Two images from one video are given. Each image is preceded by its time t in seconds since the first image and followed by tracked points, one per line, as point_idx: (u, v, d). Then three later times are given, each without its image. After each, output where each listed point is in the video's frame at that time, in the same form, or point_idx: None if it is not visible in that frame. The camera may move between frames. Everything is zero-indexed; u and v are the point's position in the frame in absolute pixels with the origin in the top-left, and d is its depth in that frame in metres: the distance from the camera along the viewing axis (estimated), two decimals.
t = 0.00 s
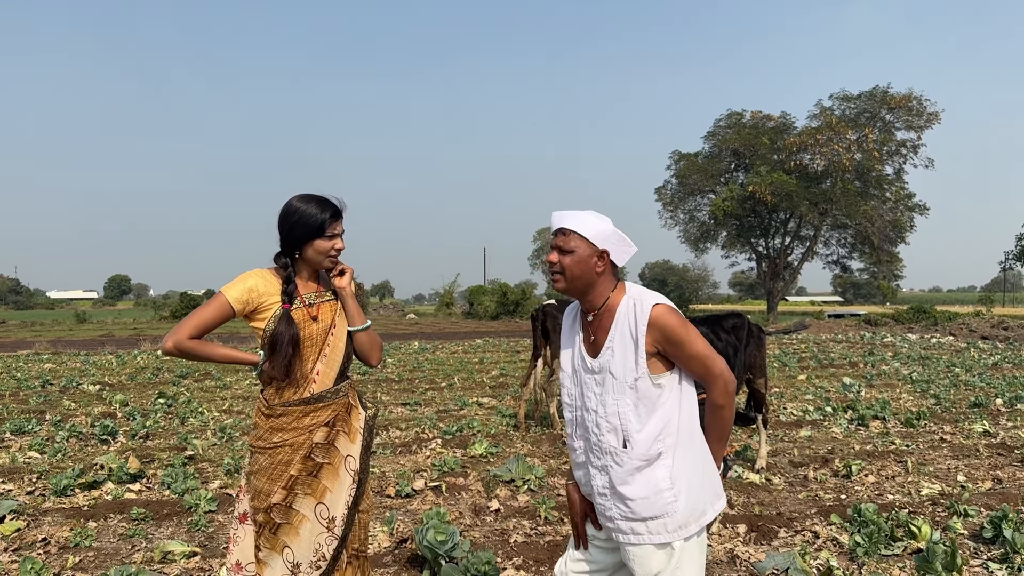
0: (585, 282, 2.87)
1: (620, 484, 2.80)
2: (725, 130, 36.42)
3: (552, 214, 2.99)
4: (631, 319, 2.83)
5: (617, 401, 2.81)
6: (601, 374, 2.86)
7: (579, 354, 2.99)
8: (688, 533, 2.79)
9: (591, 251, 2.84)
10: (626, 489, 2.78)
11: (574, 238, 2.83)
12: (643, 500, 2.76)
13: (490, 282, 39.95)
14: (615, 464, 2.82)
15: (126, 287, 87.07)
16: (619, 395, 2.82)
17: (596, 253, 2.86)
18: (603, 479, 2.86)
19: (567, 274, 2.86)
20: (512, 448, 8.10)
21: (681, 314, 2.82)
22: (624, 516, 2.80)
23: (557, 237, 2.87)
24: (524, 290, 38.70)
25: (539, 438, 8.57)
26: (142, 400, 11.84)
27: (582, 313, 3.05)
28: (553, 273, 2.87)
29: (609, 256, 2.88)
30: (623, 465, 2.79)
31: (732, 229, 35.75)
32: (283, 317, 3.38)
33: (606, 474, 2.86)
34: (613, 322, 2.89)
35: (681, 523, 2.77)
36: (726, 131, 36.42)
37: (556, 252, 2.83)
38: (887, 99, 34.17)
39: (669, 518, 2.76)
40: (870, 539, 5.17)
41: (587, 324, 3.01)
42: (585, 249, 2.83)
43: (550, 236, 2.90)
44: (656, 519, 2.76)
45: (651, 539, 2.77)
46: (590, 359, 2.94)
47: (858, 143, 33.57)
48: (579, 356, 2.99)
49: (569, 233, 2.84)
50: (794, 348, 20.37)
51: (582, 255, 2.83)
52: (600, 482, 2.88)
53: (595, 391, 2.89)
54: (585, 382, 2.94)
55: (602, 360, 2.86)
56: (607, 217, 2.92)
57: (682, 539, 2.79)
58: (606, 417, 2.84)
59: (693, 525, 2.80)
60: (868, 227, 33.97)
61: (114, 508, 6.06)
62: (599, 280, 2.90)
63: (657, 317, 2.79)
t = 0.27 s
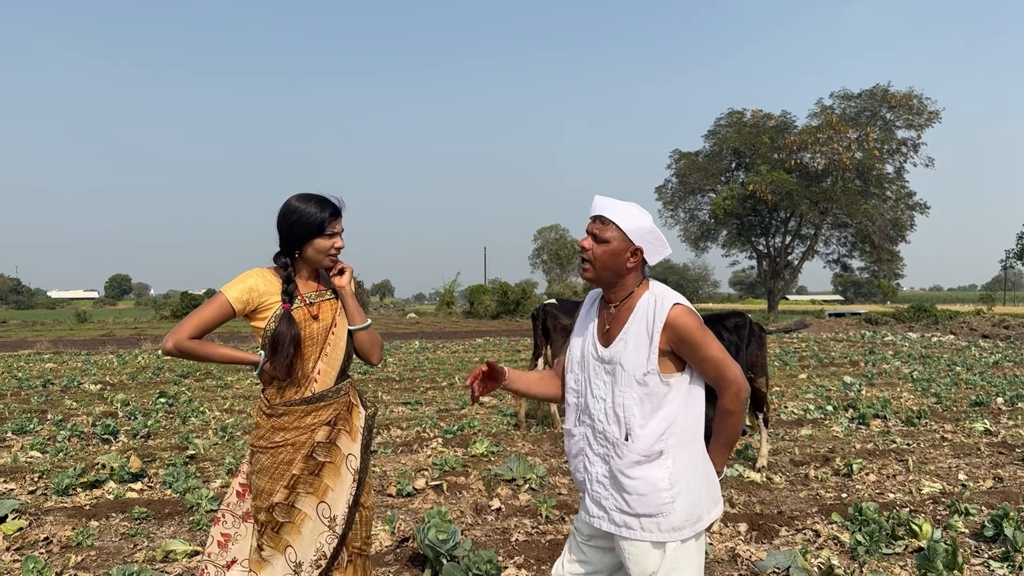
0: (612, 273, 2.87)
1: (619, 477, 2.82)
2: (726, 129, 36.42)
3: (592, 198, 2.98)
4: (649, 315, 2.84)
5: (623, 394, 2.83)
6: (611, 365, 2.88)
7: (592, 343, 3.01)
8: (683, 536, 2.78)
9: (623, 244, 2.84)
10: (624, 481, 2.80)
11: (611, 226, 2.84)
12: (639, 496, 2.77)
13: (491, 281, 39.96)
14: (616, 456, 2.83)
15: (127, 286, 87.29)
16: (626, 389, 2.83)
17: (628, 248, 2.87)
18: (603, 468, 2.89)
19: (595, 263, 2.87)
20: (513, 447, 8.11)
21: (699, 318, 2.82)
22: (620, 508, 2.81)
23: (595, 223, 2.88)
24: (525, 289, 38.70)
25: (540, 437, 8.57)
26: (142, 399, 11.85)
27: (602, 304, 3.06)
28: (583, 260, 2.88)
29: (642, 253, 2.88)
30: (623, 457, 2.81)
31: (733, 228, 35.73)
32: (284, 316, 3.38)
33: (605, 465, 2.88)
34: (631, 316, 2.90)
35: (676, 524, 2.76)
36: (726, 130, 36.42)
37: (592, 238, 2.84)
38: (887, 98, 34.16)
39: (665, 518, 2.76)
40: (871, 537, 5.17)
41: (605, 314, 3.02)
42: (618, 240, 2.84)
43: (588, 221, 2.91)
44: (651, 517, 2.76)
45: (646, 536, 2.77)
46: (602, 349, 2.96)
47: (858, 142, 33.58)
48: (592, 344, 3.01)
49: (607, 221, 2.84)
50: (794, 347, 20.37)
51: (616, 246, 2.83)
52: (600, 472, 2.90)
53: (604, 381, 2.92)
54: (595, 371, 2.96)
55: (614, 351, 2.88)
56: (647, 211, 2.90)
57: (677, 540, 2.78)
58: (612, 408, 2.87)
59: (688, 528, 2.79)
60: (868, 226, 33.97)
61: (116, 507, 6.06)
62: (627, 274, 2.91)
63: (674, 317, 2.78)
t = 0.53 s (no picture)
0: (612, 281, 2.86)
1: (617, 477, 2.82)
2: (727, 128, 36.42)
3: (588, 203, 2.95)
4: (650, 321, 2.82)
5: (623, 397, 2.83)
6: (613, 368, 2.88)
7: (595, 345, 3.01)
8: (680, 537, 2.78)
9: (622, 253, 2.81)
10: (622, 483, 2.80)
11: (606, 238, 2.81)
12: (637, 497, 2.77)
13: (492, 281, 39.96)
14: (614, 457, 2.84)
15: (128, 286, 87.36)
16: (626, 392, 2.83)
17: (628, 255, 2.83)
18: (602, 468, 2.90)
19: (595, 273, 2.85)
20: (515, 446, 8.11)
21: (701, 325, 2.80)
22: (617, 508, 2.82)
23: (591, 235, 2.85)
24: (526, 289, 38.69)
25: (542, 436, 8.58)
26: (144, 399, 11.85)
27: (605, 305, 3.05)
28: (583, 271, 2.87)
29: (642, 258, 2.85)
30: (621, 459, 2.81)
31: (734, 227, 35.73)
32: (285, 315, 3.38)
33: (605, 466, 2.89)
34: (634, 319, 2.89)
35: (673, 526, 2.76)
36: (727, 129, 36.41)
37: (588, 251, 2.83)
38: (888, 97, 34.12)
39: (662, 520, 2.76)
40: (872, 536, 5.18)
41: (608, 315, 3.01)
42: (617, 251, 2.81)
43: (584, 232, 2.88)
44: (648, 519, 2.76)
45: (644, 537, 2.77)
46: (605, 351, 2.95)
47: (859, 141, 33.57)
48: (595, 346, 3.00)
49: (603, 233, 2.81)
50: (795, 346, 20.35)
51: (614, 257, 2.81)
52: (599, 472, 2.91)
53: (605, 383, 2.92)
54: (597, 373, 2.97)
55: (615, 354, 2.88)
56: (645, 215, 2.86)
57: (675, 540, 2.78)
58: (612, 410, 2.87)
59: (685, 530, 2.79)
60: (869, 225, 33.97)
61: (118, 506, 6.07)
62: (629, 280, 2.88)
63: (678, 325, 2.76)
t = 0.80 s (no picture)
0: (599, 282, 2.85)
1: (617, 480, 2.82)
2: (727, 127, 36.42)
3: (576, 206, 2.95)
4: (644, 325, 2.81)
5: (622, 400, 2.83)
6: (611, 372, 2.87)
7: (591, 347, 3.01)
8: (680, 538, 2.78)
9: (603, 253, 2.81)
10: (621, 485, 2.80)
11: (588, 238, 2.81)
12: (636, 500, 2.77)
13: (492, 281, 39.95)
14: (614, 460, 2.84)
15: (129, 286, 87.36)
16: (625, 396, 2.83)
17: (610, 254, 2.82)
18: (601, 471, 2.90)
19: (579, 273, 2.86)
20: (515, 446, 8.11)
21: (697, 329, 2.78)
22: (618, 510, 2.82)
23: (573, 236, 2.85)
24: (527, 289, 38.68)
25: (543, 436, 8.57)
26: (145, 399, 11.85)
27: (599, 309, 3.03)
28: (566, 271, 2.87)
29: (624, 257, 2.83)
30: (620, 462, 2.82)
31: (735, 226, 35.71)
32: (286, 315, 3.38)
33: (604, 468, 2.89)
34: (628, 322, 2.88)
35: (673, 526, 2.77)
36: (728, 128, 36.40)
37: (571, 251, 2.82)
38: (889, 96, 34.08)
39: (662, 522, 2.76)
40: (874, 536, 5.16)
41: (602, 319, 3.00)
42: (599, 251, 2.80)
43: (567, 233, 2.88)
44: (648, 521, 2.76)
45: (644, 538, 2.77)
46: (602, 355, 2.95)
47: (860, 140, 33.54)
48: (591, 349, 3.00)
49: (585, 233, 2.81)
50: (796, 345, 20.34)
51: (595, 256, 2.80)
52: (599, 474, 2.91)
53: (603, 387, 2.92)
54: (595, 376, 2.96)
55: (612, 358, 2.87)
56: (628, 215, 2.85)
57: (676, 539, 2.78)
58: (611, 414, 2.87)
59: (685, 532, 2.78)
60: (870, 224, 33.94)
61: (119, 506, 6.07)
62: (617, 281, 2.87)
63: (673, 329, 2.75)
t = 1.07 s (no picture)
0: (595, 276, 2.86)
1: (610, 477, 2.82)
2: (728, 127, 36.43)
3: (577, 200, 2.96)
4: (640, 320, 2.80)
5: (616, 397, 2.84)
6: (607, 368, 2.88)
7: (590, 343, 3.02)
8: (674, 539, 2.76)
9: (596, 246, 2.81)
10: (615, 482, 2.80)
11: (585, 230, 2.83)
12: (629, 498, 2.77)
13: (493, 280, 39.94)
14: (608, 456, 2.84)
15: (130, 286, 87.39)
16: (620, 392, 2.83)
17: (605, 248, 2.82)
18: (597, 468, 2.91)
19: (575, 264, 2.87)
20: (516, 445, 8.11)
21: (693, 326, 2.75)
22: (612, 508, 2.83)
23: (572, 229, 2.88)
24: (528, 288, 38.67)
25: (543, 435, 8.58)
26: (146, 399, 11.86)
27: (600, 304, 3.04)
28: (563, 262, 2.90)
29: (616, 251, 2.82)
30: (614, 458, 2.82)
31: (735, 226, 35.70)
32: (287, 316, 3.38)
33: (600, 465, 2.90)
34: (625, 317, 2.88)
35: (666, 527, 2.74)
36: (729, 128, 36.41)
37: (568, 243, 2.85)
38: (890, 96, 34.06)
39: (655, 521, 2.74)
40: (874, 535, 5.17)
41: (603, 315, 3.01)
42: (595, 243, 2.81)
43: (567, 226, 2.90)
44: (641, 520, 2.75)
45: (637, 537, 2.77)
46: (600, 351, 2.96)
47: (861, 140, 33.53)
48: (591, 345, 3.01)
49: (582, 226, 2.83)
50: (797, 345, 20.33)
51: (589, 249, 2.82)
52: (595, 471, 2.92)
53: (600, 383, 2.93)
54: (593, 372, 2.98)
55: (608, 354, 2.88)
56: (626, 210, 2.85)
57: (669, 540, 2.76)
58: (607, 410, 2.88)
59: (678, 532, 2.76)
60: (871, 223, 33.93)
61: (120, 506, 6.07)
62: (615, 276, 2.88)
63: (668, 324, 2.73)
